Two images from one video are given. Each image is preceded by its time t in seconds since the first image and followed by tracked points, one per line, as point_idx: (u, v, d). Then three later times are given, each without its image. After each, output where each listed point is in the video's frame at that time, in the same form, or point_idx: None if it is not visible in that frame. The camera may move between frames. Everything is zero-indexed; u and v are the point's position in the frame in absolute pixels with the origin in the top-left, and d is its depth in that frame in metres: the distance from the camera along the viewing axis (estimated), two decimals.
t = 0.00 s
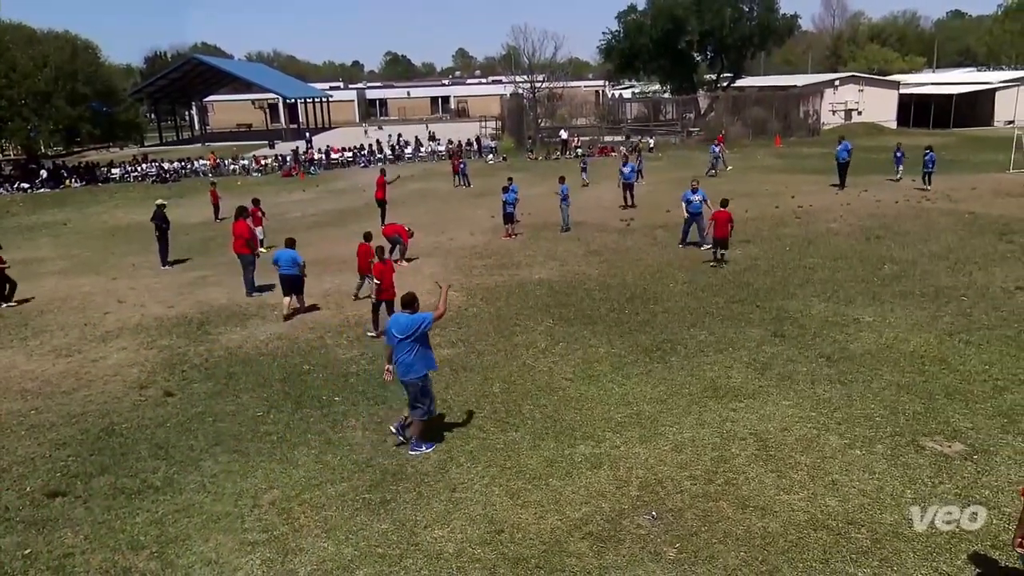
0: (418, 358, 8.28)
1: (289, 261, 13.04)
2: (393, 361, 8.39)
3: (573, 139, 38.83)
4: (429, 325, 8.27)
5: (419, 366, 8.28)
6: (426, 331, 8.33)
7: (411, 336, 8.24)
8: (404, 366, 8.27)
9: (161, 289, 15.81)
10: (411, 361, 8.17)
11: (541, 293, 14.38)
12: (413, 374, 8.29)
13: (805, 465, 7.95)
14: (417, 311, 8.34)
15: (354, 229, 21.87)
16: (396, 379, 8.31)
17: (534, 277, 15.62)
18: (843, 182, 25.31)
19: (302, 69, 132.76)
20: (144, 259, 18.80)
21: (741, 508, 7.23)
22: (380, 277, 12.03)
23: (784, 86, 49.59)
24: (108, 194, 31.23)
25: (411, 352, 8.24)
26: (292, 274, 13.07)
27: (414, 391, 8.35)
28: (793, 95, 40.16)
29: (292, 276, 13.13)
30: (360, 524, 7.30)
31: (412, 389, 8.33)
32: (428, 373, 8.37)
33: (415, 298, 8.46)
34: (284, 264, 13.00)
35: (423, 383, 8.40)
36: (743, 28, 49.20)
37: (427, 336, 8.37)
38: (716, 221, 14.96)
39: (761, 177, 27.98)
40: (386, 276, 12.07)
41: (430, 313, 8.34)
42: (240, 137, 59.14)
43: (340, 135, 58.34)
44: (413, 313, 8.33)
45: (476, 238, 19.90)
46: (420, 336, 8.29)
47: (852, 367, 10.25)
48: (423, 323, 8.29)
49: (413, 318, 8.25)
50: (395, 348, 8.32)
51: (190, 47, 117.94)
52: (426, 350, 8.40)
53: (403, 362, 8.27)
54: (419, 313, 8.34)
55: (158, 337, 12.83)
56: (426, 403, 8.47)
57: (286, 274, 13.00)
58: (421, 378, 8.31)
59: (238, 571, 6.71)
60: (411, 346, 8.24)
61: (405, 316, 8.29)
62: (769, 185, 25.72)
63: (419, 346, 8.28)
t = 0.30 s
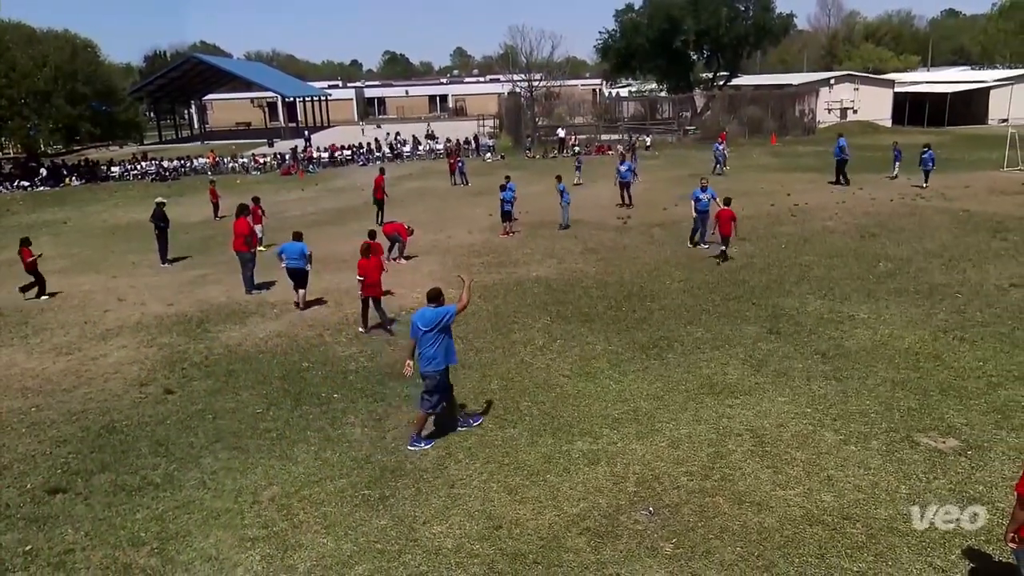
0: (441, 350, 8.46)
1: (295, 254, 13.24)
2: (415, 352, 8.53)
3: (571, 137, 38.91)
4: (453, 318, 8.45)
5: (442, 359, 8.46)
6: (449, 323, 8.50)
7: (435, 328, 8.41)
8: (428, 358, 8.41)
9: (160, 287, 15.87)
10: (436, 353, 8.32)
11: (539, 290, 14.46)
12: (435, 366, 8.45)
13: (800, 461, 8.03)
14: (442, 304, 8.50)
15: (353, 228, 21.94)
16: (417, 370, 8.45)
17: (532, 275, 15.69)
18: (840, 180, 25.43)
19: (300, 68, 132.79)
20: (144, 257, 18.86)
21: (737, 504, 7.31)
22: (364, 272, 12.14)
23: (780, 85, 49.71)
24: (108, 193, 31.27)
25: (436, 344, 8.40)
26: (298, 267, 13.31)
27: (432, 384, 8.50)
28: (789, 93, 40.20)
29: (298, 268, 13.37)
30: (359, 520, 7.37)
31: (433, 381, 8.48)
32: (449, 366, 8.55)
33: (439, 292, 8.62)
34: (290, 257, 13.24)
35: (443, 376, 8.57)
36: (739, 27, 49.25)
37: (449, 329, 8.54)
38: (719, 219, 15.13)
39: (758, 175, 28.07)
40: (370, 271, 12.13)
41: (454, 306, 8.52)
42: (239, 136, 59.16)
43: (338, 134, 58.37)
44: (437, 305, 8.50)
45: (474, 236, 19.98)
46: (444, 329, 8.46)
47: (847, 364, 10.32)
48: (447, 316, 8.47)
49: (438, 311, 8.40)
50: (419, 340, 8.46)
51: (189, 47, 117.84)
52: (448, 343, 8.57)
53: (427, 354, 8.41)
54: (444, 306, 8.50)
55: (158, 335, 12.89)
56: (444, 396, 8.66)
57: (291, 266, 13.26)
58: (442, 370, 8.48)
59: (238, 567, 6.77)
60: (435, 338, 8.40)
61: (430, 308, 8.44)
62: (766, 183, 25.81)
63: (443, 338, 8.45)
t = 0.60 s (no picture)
0: (462, 337, 8.67)
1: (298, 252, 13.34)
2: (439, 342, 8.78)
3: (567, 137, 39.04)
4: (471, 304, 8.66)
5: (464, 346, 8.66)
6: (468, 310, 8.72)
7: (455, 316, 8.63)
8: (451, 347, 8.64)
9: (159, 286, 15.94)
10: (457, 341, 8.55)
11: (535, 289, 14.57)
12: (459, 354, 8.67)
13: (794, 457, 8.13)
14: (460, 292, 8.73)
15: (350, 227, 22.04)
16: (442, 360, 8.70)
17: (528, 273, 15.80)
18: (835, 179, 25.56)
19: (298, 67, 132.86)
20: (144, 257, 18.93)
21: (732, 500, 7.41)
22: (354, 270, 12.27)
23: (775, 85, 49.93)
24: (106, 193, 31.31)
25: (457, 333, 8.62)
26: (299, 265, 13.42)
27: (459, 372, 8.72)
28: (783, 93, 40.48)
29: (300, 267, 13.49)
30: (358, 517, 7.46)
31: (461, 369, 8.70)
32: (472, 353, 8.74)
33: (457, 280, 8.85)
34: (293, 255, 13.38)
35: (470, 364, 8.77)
36: (734, 28, 49.39)
37: (469, 316, 8.76)
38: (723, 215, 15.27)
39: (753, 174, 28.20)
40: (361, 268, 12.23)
41: (472, 293, 8.73)
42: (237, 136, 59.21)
43: (336, 134, 58.47)
44: (456, 294, 8.72)
45: (471, 235, 20.08)
46: (463, 316, 8.68)
47: (841, 361, 10.44)
48: (465, 303, 8.67)
49: (456, 300, 8.63)
50: (441, 329, 8.71)
51: (186, 47, 117.71)
52: (469, 330, 8.79)
53: (450, 343, 8.64)
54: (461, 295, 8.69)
55: (157, 334, 12.97)
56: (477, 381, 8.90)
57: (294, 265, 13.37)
58: (467, 358, 8.68)
59: (237, 564, 6.85)
60: (456, 326, 8.63)
61: (449, 297, 8.68)
62: (761, 182, 25.95)
63: (463, 326, 8.66)
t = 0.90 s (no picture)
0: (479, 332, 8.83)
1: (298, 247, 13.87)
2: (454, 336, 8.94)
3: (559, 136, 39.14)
4: (488, 302, 8.83)
5: (479, 341, 8.83)
6: (485, 307, 8.89)
7: (472, 312, 8.80)
8: (468, 341, 8.83)
9: (154, 284, 15.96)
10: (473, 336, 8.72)
11: (528, 287, 14.66)
12: (473, 349, 8.85)
13: (784, 452, 8.25)
14: (478, 289, 8.91)
15: (344, 225, 22.08)
16: (457, 353, 8.86)
17: (521, 271, 15.89)
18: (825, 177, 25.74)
19: (291, 66, 132.61)
20: (138, 254, 18.94)
21: (723, 495, 7.52)
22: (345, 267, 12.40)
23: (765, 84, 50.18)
24: (100, 191, 31.26)
25: (474, 329, 8.79)
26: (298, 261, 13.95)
27: (474, 364, 8.92)
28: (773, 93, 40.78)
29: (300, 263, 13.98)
30: (352, 514, 7.53)
31: (476, 361, 8.90)
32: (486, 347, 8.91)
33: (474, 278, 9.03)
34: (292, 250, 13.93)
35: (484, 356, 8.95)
36: (725, 28, 49.51)
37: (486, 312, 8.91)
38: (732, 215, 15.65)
39: (744, 172, 28.35)
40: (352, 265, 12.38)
41: (489, 291, 8.91)
42: (230, 135, 59.08)
43: (329, 132, 58.43)
44: (473, 291, 8.89)
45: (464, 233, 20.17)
46: (480, 313, 8.84)
47: (830, 357, 10.57)
48: (482, 301, 8.85)
49: (474, 296, 8.81)
50: (456, 325, 8.88)
51: (180, 46, 117.30)
52: (485, 325, 8.95)
53: (467, 337, 8.81)
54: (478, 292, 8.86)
55: (152, 332, 13.01)
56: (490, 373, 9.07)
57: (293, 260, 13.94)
58: (480, 352, 8.87)
59: (232, 560, 6.92)
60: (472, 322, 8.80)
61: (466, 294, 8.85)
62: (752, 181, 26.10)
63: (480, 322, 8.83)
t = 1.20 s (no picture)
0: (501, 327, 9.13)
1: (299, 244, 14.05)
2: (476, 329, 9.23)
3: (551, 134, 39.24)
4: (510, 298, 9.03)
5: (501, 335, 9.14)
6: (507, 302, 9.12)
7: (494, 307, 9.04)
8: (490, 335, 9.12)
9: (147, 283, 15.96)
10: (496, 331, 9.01)
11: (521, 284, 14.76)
12: (495, 342, 9.16)
13: (774, 447, 8.37)
14: (499, 283, 9.08)
15: (337, 223, 22.11)
16: (480, 346, 9.17)
17: (513, 269, 15.98)
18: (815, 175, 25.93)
19: (284, 65, 132.45)
20: (132, 253, 18.94)
21: (714, 489, 7.63)
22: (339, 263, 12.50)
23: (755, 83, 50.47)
24: (93, 190, 31.19)
25: (496, 322, 9.09)
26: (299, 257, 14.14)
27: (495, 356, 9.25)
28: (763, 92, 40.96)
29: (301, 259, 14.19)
30: (346, 510, 7.61)
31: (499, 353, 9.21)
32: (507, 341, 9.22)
33: (496, 271, 9.15)
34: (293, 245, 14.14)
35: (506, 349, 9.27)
36: (715, 27, 49.71)
37: (506, 306, 9.14)
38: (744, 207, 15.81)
39: (734, 171, 28.49)
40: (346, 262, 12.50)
41: (511, 287, 9.09)
42: (222, 133, 58.97)
43: (321, 131, 58.40)
44: (494, 285, 9.08)
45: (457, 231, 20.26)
46: (502, 308, 9.10)
47: (819, 353, 10.70)
48: (505, 296, 9.05)
49: (496, 291, 9.01)
50: (479, 318, 9.14)
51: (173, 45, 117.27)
52: (506, 318, 9.23)
53: (489, 330, 9.11)
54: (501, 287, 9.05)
55: (146, 331, 13.03)
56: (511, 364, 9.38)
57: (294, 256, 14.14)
58: (502, 346, 9.18)
59: (227, 558, 6.98)
60: (494, 317, 9.07)
61: (489, 288, 9.05)
62: (743, 179, 26.25)
63: (501, 317, 9.12)
